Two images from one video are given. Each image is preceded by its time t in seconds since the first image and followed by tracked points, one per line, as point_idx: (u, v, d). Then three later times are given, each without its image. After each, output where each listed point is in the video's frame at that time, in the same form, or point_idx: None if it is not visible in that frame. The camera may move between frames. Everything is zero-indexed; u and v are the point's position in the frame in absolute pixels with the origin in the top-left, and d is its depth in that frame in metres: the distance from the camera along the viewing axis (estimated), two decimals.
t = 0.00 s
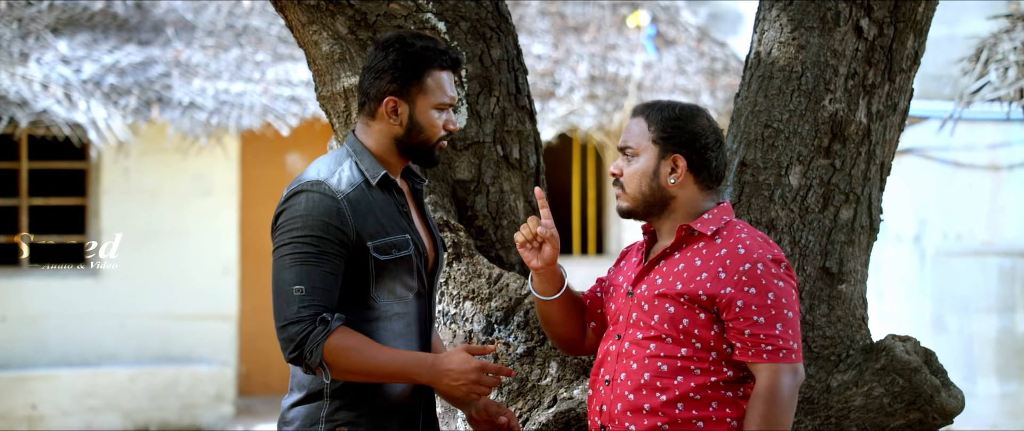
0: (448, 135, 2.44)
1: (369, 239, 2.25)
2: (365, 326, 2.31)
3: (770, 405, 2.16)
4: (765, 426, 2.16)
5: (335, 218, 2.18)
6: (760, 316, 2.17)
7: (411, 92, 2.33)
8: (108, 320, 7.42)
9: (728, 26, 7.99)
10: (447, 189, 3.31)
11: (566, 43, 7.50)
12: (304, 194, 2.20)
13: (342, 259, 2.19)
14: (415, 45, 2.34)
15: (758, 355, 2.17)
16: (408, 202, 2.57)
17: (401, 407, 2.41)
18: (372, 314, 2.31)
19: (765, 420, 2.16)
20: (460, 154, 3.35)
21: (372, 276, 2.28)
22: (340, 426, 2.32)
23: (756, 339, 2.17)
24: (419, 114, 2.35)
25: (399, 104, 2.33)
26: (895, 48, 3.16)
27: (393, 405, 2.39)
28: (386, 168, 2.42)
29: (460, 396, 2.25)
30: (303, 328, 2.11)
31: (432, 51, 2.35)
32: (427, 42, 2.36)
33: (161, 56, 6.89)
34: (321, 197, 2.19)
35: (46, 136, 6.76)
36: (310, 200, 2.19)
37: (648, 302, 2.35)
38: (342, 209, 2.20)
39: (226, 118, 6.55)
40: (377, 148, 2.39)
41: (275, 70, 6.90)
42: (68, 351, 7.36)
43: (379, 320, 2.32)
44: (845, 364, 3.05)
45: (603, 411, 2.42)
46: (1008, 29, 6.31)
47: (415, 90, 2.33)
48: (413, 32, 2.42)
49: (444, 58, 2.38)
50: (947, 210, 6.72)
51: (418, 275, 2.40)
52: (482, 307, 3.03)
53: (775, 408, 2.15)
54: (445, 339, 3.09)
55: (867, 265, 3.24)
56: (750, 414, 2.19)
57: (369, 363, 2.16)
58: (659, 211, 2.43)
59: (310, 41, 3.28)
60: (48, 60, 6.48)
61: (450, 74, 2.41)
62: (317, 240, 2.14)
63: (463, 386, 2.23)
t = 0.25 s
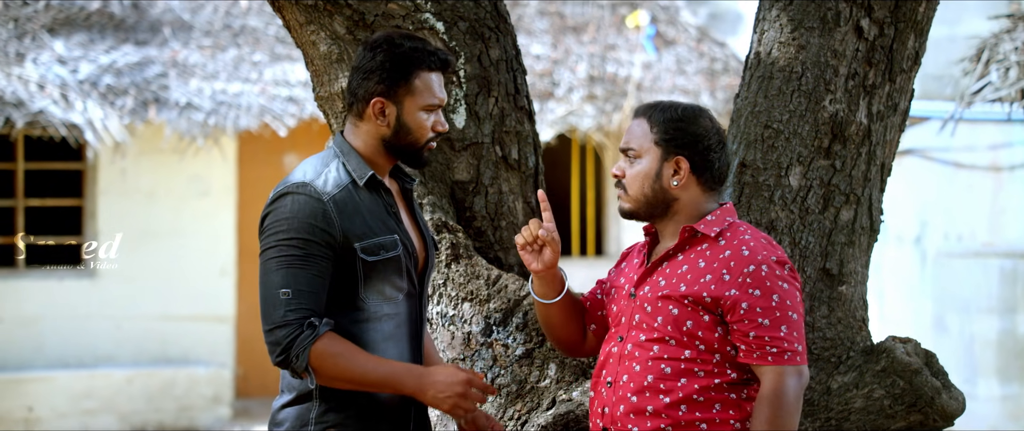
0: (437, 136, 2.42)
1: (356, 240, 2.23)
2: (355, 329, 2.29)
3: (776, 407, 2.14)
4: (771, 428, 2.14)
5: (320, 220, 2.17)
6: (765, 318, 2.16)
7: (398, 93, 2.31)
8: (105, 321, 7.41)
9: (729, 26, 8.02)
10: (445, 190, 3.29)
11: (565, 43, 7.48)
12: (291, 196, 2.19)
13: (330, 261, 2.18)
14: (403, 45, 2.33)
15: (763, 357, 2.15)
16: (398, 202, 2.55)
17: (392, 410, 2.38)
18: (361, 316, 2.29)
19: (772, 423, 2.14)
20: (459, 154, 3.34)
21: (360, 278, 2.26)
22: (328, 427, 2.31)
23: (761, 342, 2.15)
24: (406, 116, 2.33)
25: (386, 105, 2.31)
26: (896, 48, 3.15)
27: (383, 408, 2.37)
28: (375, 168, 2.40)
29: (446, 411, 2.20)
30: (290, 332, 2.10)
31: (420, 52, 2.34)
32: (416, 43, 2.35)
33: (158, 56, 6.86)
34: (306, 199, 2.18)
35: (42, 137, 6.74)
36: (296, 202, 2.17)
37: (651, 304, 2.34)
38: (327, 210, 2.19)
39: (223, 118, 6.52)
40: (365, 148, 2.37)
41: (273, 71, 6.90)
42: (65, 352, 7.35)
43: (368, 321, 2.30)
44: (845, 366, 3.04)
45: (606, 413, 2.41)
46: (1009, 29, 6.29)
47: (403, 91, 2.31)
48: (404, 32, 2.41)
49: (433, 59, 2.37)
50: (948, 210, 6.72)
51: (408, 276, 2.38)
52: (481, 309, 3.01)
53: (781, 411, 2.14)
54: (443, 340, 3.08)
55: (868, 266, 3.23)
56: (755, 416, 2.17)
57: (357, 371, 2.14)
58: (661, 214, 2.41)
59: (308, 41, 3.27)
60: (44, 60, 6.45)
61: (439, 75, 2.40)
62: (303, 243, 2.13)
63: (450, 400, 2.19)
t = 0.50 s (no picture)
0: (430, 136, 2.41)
1: (345, 241, 2.21)
2: (345, 333, 2.27)
3: (777, 409, 2.13)
4: None
5: (309, 220, 2.15)
6: (767, 320, 2.14)
7: (390, 93, 2.29)
8: (101, 323, 7.35)
9: (728, 26, 7.98)
10: (444, 191, 3.27)
11: (564, 44, 7.46)
12: (280, 196, 2.17)
13: (318, 261, 2.16)
14: (394, 45, 2.32)
15: (766, 359, 2.13)
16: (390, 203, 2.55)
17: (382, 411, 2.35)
18: (351, 317, 2.27)
19: (773, 425, 2.13)
20: (457, 155, 3.32)
21: (349, 280, 2.24)
22: None
23: (763, 343, 2.14)
24: (399, 116, 2.31)
25: (378, 105, 2.30)
26: (897, 48, 3.13)
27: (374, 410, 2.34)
28: (366, 169, 2.39)
29: None
30: (277, 332, 2.08)
31: (411, 51, 2.33)
32: (406, 43, 2.33)
33: (155, 56, 6.84)
34: (295, 199, 2.17)
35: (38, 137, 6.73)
36: (285, 202, 2.16)
37: (653, 306, 2.32)
38: (317, 210, 2.17)
39: (220, 119, 6.50)
40: (356, 149, 2.36)
41: (271, 71, 6.86)
42: (61, 354, 7.31)
43: (358, 323, 2.28)
44: (846, 367, 3.02)
45: (607, 416, 2.39)
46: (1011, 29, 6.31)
47: (395, 91, 2.29)
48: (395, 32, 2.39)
49: (424, 59, 2.35)
50: (949, 211, 6.72)
51: (398, 277, 2.36)
52: (480, 311, 2.99)
53: (783, 413, 2.13)
54: (442, 342, 3.04)
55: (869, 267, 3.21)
56: (757, 418, 2.15)
57: (333, 391, 2.13)
58: (656, 217, 2.41)
59: (306, 41, 3.26)
60: (41, 60, 6.42)
61: (431, 75, 2.38)
62: (291, 243, 2.11)
63: None
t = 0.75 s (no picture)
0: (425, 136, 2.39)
1: (339, 242, 2.20)
2: (337, 334, 2.25)
3: (778, 410, 2.12)
4: None
5: (303, 221, 2.13)
6: (766, 320, 2.13)
7: (385, 93, 2.28)
8: (99, 324, 7.34)
9: (729, 26, 7.94)
10: (443, 192, 3.26)
11: (564, 43, 7.44)
12: (273, 196, 2.15)
13: (313, 262, 2.14)
14: (389, 44, 2.30)
15: (766, 360, 2.12)
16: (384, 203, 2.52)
17: (371, 414, 2.34)
18: (344, 319, 2.25)
19: (773, 426, 2.12)
20: (456, 156, 3.30)
21: (342, 281, 2.22)
22: None
23: (763, 344, 2.12)
24: (395, 115, 2.30)
25: (374, 105, 2.28)
26: (899, 48, 3.12)
27: (364, 410, 2.32)
28: (361, 170, 2.37)
29: None
30: (269, 335, 2.06)
31: (405, 50, 2.31)
32: (401, 42, 2.32)
33: (152, 56, 6.81)
34: (289, 200, 2.15)
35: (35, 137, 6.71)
36: (279, 202, 2.14)
37: (651, 308, 2.29)
38: (311, 211, 2.15)
39: (218, 119, 6.47)
40: (350, 149, 2.34)
41: (269, 71, 6.83)
42: (58, 355, 7.29)
43: (351, 325, 2.26)
44: (847, 369, 3.01)
45: (606, 419, 2.37)
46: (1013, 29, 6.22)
47: (391, 91, 2.28)
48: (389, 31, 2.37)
49: (419, 58, 2.34)
50: (952, 212, 6.69)
51: (392, 278, 2.34)
52: (479, 312, 2.97)
53: (783, 414, 2.11)
54: (441, 343, 3.03)
55: (871, 269, 3.19)
56: (757, 419, 2.14)
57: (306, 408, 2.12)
58: (651, 218, 2.38)
59: (304, 41, 3.25)
60: (37, 60, 6.41)
61: (426, 73, 2.37)
62: (286, 244, 2.09)
63: None
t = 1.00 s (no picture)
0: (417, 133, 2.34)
1: (330, 243, 2.16)
2: (328, 337, 2.21)
3: (774, 415, 2.11)
4: None
5: (293, 224, 2.10)
6: (762, 323, 2.12)
7: (375, 91, 2.23)
8: (94, 327, 7.28)
9: (733, 23, 7.89)
10: (441, 192, 3.21)
11: (565, 41, 7.37)
12: (262, 199, 2.11)
13: (305, 265, 2.11)
14: (377, 41, 2.25)
15: (761, 363, 2.11)
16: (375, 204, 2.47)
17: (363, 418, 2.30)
18: (335, 321, 2.20)
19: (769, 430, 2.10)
20: (456, 156, 3.26)
21: (333, 283, 2.18)
22: None
23: (759, 347, 2.11)
24: (385, 113, 2.25)
25: (364, 103, 2.24)
26: (905, 46, 3.08)
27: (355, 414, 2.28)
28: (352, 170, 2.32)
29: None
30: (268, 345, 2.05)
31: (394, 47, 2.26)
32: (388, 38, 2.26)
33: (147, 55, 6.74)
34: (279, 201, 2.11)
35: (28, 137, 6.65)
36: (268, 204, 2.10)
37: (645, 311, 2.25)
38: (302, 212, 2.12)
39: (214, 118, 6.40)
40: (341, 148, 2.30)
41: (265, 70, 6.81)
42: (51, 359, 7.21)
43: (342, 327, 2.21)
44: (852, 372, 2.97)
45: (599, 423, 2.31)
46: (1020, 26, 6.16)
47: (380, 89, 2.23)
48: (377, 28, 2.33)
49: (409, 55, 2.29)
50: (957, 214, 6.68)
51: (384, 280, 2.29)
52: (478, 314, 2.93)
53: (780, 418, 2.10)
54: (439, 346, 2.96)
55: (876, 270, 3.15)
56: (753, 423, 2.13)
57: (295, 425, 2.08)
58: (646, 217, 2.34)
59: (301, 39, 3.20)
60: (30, 58, 6.29)
61: (416, 71, 2.32)
62: (280, 248, 2.07)
63: None
